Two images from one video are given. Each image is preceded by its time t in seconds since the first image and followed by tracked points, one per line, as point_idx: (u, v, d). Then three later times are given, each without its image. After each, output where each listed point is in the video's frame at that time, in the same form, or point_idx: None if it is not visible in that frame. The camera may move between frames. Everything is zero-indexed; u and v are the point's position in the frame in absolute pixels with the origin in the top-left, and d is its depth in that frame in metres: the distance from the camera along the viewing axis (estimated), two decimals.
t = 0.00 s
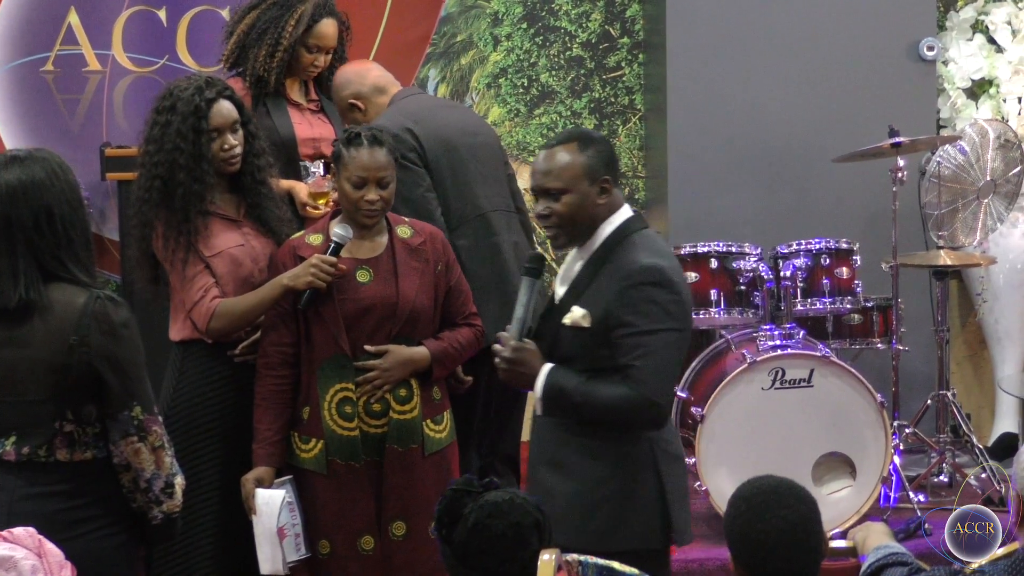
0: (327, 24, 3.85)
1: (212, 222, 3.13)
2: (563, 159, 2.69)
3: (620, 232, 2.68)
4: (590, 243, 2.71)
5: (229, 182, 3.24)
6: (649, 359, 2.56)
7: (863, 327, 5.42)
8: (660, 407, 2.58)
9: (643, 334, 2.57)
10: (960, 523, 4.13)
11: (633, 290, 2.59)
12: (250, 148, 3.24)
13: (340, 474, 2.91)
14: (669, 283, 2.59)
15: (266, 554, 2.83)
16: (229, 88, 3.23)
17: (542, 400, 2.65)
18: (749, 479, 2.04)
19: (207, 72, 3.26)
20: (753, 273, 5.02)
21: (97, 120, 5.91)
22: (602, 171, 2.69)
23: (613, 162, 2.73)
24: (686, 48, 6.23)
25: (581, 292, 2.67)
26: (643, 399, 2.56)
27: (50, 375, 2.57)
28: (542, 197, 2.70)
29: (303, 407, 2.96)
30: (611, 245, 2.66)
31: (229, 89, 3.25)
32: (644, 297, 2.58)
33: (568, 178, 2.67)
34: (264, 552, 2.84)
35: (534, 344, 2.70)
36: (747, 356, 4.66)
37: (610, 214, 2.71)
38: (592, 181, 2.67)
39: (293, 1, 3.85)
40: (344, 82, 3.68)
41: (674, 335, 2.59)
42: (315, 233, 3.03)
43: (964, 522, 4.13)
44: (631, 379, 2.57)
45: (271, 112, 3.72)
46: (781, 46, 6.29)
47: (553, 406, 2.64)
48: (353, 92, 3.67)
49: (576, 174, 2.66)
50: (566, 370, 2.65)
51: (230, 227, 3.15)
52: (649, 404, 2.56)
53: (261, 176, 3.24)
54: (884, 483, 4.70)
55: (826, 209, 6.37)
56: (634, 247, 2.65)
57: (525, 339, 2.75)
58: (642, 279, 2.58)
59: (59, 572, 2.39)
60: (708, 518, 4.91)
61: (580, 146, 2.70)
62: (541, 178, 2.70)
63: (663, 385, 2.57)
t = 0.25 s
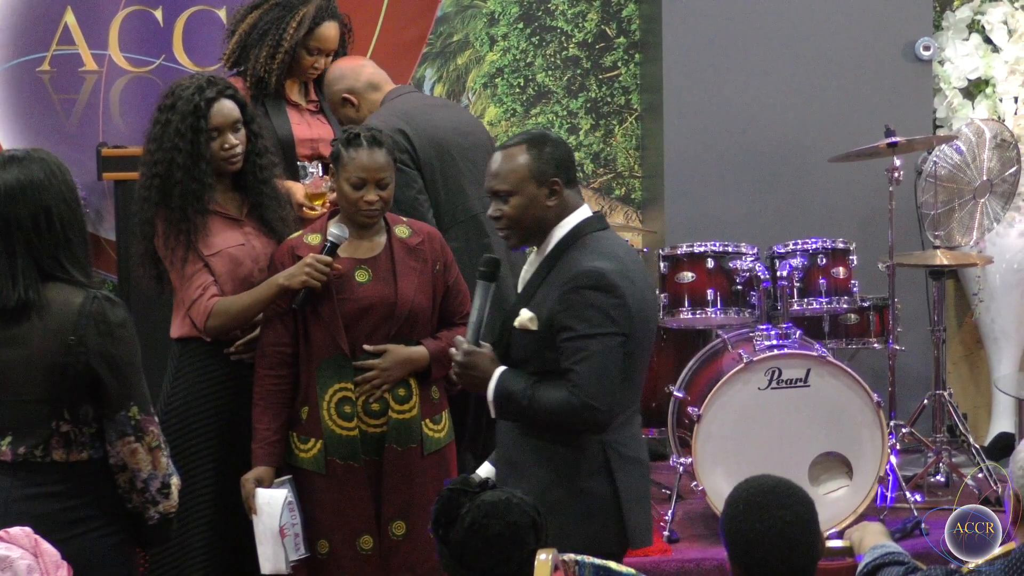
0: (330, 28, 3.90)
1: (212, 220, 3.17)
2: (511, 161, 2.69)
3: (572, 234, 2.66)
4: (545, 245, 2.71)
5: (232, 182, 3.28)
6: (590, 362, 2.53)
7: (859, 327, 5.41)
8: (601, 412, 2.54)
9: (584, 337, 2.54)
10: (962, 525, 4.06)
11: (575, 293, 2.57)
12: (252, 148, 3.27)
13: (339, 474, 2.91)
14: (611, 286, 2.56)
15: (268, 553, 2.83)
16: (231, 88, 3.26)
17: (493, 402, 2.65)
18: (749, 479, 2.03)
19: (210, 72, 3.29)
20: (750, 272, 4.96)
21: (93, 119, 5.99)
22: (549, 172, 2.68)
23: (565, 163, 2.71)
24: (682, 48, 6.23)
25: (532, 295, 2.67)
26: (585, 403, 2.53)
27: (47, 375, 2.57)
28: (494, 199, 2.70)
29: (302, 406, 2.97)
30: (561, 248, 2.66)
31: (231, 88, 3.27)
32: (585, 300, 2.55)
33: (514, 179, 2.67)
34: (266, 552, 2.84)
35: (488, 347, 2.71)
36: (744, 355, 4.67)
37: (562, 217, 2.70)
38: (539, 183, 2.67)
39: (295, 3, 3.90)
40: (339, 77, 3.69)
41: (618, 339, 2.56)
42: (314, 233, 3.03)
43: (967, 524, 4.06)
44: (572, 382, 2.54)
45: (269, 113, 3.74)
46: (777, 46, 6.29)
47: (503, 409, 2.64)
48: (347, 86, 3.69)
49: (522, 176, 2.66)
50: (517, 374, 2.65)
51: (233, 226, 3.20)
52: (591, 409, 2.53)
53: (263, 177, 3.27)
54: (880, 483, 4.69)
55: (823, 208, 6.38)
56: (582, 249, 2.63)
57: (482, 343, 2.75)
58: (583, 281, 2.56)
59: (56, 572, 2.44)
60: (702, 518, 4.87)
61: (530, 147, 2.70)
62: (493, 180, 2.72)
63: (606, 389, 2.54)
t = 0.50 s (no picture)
0: (335, 28, 3.95)
1: (218, 222, 3.20)
2: (481, 158, 2.77)
3: (540, 233, 2.73)
4: (515, 246, 2.78)
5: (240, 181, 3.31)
6: (548, 361, 2.59)
7: (860, 327, 5.41)
8: (559, 412, 2.60)
9: (542, 337, 2.60)
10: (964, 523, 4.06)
11: (535, 294, 2.63)
12: (262, 150, 3.31)
13: (342, 474, 2.94)
14: (571, 287, 2.61)
15: (271, 555, 2.82)
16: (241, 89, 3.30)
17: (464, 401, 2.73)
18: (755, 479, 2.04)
19: (223, 74, 3.33)
20: (750, 273, 4.96)
21: (94, 119, 6.03)
22: (513, 175, 2.75)
23: (533, 163, 2.77)
24: (683, 49, 6.22)
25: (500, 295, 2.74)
26: (542, 402, 2.59)
27: (50, 375, 2.60)
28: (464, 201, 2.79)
29: (304, 407, 2.98)
30: (530, 247, 2.72)
31: (243, 91, 3.31)
32: (546, 300, 2.61)
33: (482, 177, 2.76)
34: (269, 553, 2.83)
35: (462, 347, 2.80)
36: (744, 356, 4.65)
37: (529, 218, 2.77)
38: (506, 181, 2.75)
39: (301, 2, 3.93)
40: (346, 61, 3.66)
41: (577, 339, 2.61)
42: (316, 233, 3.03)
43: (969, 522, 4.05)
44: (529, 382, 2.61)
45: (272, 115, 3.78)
46: (779, 47, 6.29)
47: (472, 408, 2.72)
48: (353, 74, 3.67)
49: (489, 173, 2.75)
50: (486, 372, 2.72)
51: (240, 229, 3.23)
52: (548, 408, 2.59)
53: (271, 179, 3.30)
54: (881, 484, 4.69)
55: (825, 208, 6.38)
56: (549, 250, 2.69)
57: (456, 343, 2.86)
58: (542, 282, 2.62)
59: (58, 572, 2.45)
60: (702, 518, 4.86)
61: (500, 146, 2.77)
62: (466, 178, 2.80)
63: (563, 388, 2.59)
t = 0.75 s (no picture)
0: (359, 27, 4.11)
1: (248, 224, 3.41)
2: (472, 159, 2.81)
3: (527, 233, 2.76)
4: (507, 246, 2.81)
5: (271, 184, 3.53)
6: (527, 358, 2.59)
7: (880, 328, 5.42)
8: (539, 410, 2.60)
9: (523, 335, 2.61)
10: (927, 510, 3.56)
11: (518, 292, 2.63)
12: (291, 153, 3.53)
13: (364, 473, 3.10)
14: (553, 285, 2.62)
15: (297, 554, 3.02)
16: (271, 93, 3.54)
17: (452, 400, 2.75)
18: (778, 478, 2.05)
19: (254, 77, 3.58)
20: (771, 274, 4.89)
21: (114, 119, 6.01)
22: (501, 174, 2.78)
23: (523, 164, 2.80)
24: (704, 49, 6.22)
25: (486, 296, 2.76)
26: (522, 400, 2.59)
27: (76, 376, 2.61)
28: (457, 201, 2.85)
29: (327, 407, 3.13)
30: (517, 247, 2.75)
31: (272, 94, 3.55)
32: (526, 298, 2.62)
33: (471, 178, 2.79)
34: (294, 552, 3.02)
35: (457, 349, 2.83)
36: (765, 356, 4.65)
37: (518, 218, 2.79)
38: (494, 183, 2.78)
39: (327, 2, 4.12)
40: (377, 54, 3.73)
41: (557, 337, 2.61)
42: (338, 234, 3.16)
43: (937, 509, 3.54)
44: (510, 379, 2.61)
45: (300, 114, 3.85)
46: (794, 51, 6.30)
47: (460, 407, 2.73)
48: (383, 66, 3.73)
49: (477, 174, 2.79)
50: (474, 372, 2.74)
51: (267, 230, 3.44)
52: (528, 406, 2.58)
53: (300, 180, 3.51)
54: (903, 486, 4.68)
55: (844, 209, 6.39)
56: (536, 249, 2.72)
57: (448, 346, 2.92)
58: (523, 280, 2.62)
59: (78, 572, 2.51)
60: (723, 519, 4.86)
61: (490, 147, 2.81)
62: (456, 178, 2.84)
63: (543, 386, 2.59)
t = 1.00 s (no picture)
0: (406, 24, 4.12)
1: (292, 224, 3.45)
2: (503, 148, 2.94)
3: (550, 222, 2.90)
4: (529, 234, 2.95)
5: (314, 183, 3.56)
6: (545, 344, 2.75)
7: (923, 329, 5.38)
8: (549, 393, 2.76)
9: (541, 321, 2.77)
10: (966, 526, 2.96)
11: (539, 279, 2.78)
12: (335, 154, 3.55)
13: (407, 473, 3.17)
14: (570, 273, 2.77)
15: (340, 554, 3.09)
16: (316, 92, 3.55)
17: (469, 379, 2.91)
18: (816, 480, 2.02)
19: (296, 76, 3.58)
20: (813, 274, 4.93)
21: (156, 119, 6.06)
22: (530, 165, 2.91)
23: (553, 157, 2.93)
24: (744, 48, 6.22)
25: (506, 281, 2.91)
26: (536, 382, 2.76)
27: (121, 379, 2.62)
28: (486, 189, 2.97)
29: (371, 406, 3.21)
30: (541, 234, 2.90)
31: (316, 93, 3.56)
32: (544, 284, 2.78)
33: (501, 166, 2.92)
34: (338, 552, 3.10)
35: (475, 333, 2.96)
36: (806, 357, 4.70)
37: (543, 210, 2.93)
38: (523, 171, 2.91)
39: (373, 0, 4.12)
40: (422, 49, 3.74)
41: (571, 323, 2.77)
42: (380, 234, 3.23)
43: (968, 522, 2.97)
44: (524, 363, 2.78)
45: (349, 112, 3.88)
46: (836, 53, 6.27)
47: (474, 385, 2.90)
48: (426, 61, 3.75)
49: (507, 162, 2.91)
50: (490, 353, 2.90)
51: (311, 230, 3.47)
52: (540, 389, 2.75)
53: (344, 181, 3.54)
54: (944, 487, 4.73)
55: (882, 210, 6.38)
56: (557, 238, 2.86)
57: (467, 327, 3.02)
58: (542, 266, 2.78)
59: (115, 570, 2.50)
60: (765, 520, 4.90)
61: (522, 139, 2.94)
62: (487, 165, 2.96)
63: (557, 370, 2.75)
